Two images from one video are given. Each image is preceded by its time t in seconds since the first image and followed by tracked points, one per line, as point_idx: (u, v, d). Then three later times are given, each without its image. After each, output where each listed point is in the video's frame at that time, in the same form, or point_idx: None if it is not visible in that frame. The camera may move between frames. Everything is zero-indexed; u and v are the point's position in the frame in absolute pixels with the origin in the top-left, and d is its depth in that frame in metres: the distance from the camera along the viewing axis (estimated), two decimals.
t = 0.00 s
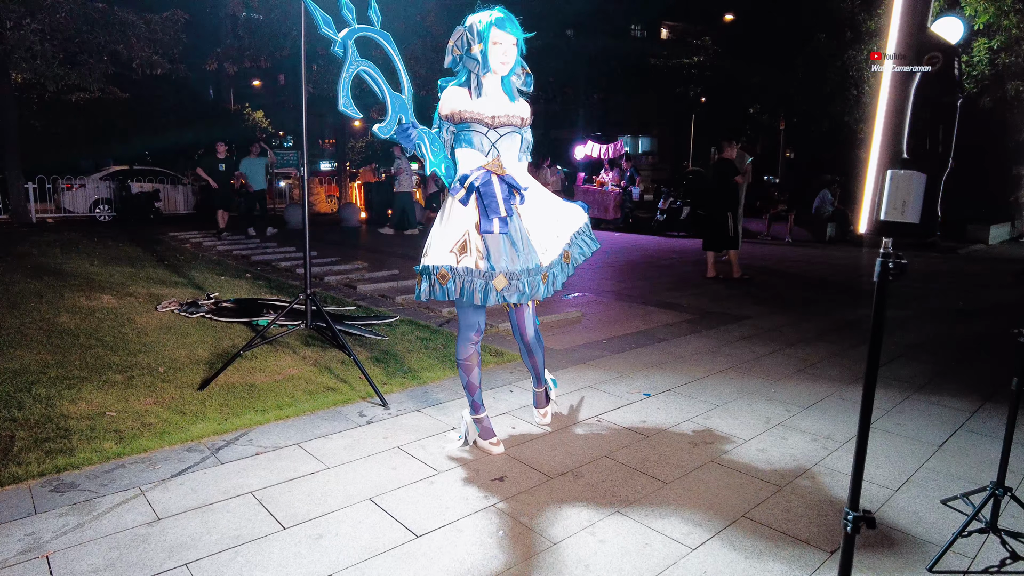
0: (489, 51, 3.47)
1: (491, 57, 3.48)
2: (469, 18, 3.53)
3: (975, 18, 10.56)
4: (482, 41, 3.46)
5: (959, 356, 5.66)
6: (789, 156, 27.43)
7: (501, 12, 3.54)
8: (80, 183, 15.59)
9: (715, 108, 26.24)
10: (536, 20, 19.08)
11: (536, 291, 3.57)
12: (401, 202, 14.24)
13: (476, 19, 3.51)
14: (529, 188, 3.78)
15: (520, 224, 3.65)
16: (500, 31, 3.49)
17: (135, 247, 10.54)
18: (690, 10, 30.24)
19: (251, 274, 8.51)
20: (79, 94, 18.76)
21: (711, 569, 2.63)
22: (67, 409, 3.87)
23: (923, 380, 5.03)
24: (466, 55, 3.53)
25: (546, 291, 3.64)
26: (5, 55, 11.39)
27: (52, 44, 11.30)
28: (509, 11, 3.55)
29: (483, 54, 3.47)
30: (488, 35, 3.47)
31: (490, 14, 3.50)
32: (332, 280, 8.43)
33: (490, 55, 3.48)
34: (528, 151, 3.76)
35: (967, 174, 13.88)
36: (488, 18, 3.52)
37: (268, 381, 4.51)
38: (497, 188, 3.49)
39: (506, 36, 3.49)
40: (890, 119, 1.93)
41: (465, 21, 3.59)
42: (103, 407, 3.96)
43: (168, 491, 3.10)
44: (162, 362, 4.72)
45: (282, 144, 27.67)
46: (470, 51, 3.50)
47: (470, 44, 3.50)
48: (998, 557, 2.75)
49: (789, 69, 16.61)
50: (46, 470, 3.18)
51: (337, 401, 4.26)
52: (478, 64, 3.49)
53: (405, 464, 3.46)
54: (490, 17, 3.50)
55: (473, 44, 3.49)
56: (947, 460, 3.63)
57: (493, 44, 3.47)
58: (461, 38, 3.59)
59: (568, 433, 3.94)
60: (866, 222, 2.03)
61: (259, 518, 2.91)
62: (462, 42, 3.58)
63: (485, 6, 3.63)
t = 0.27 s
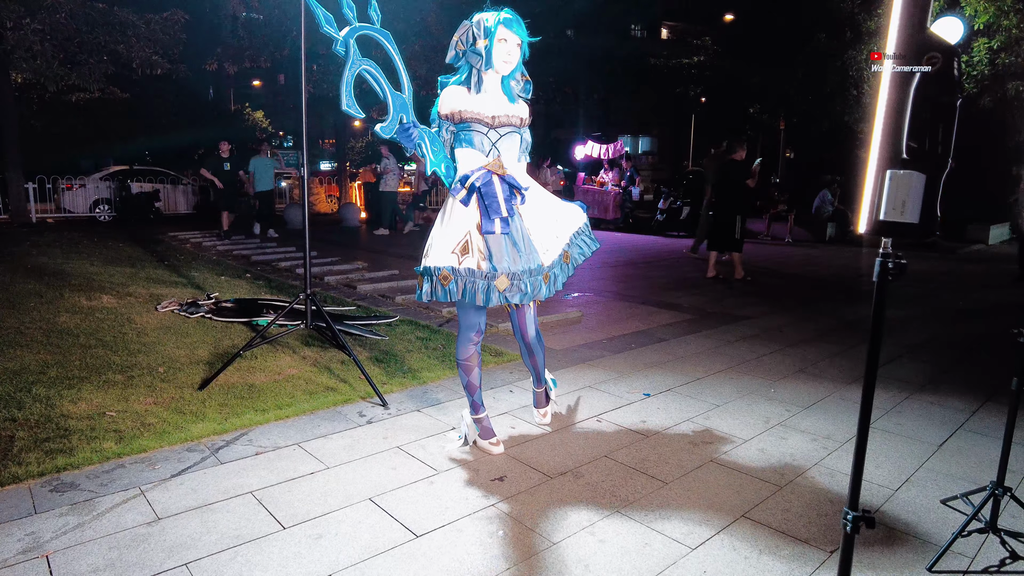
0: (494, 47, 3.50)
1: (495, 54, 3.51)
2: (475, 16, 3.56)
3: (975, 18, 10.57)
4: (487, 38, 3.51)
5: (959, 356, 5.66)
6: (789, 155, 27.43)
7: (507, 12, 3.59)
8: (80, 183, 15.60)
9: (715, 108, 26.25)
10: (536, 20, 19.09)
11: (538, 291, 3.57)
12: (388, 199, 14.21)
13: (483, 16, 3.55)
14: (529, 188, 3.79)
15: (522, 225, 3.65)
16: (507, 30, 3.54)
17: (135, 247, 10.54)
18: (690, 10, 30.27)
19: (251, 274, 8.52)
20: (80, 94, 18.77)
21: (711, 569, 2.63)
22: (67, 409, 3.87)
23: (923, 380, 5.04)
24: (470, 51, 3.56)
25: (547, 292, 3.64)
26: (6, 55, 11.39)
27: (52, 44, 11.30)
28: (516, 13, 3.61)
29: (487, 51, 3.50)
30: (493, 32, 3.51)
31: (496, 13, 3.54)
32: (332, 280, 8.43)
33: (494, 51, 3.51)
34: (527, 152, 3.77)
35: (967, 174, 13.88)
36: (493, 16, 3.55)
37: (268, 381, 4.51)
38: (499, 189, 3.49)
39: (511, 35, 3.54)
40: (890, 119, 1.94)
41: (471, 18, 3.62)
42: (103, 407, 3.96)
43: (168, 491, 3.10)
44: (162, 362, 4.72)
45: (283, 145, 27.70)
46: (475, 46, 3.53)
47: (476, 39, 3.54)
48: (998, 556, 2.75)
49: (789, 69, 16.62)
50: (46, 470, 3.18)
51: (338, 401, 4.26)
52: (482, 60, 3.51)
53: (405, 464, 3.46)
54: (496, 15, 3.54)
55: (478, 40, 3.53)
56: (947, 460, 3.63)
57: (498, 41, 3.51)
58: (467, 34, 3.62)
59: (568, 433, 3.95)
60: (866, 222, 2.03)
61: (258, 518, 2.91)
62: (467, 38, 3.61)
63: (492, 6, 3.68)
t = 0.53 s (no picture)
0: (498, 47, 3.50)
1: (498, 53, 3.50)
2: (481, 14, 3.57)
3: (975, 18, 10.57)
4: (492, 37, 3.51)
5: (959, 356, 5.66)
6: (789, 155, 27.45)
7: (512, 13, 3.60)
8: (80, 183, 15.61)
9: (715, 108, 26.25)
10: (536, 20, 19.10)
11: (539, 293, 3.57)
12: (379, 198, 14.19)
13: (489, 16, 3.55)
14: (530, 189, 3.80)
15: (523, 226, 3.65)
16: (511, 31, 3.55)
17: (135, 247, 10.54)
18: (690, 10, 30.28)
19: (251, 274, 8.52)
20: (80, 94, 18.77)
21: (711, 569, 2.63)
22: (67, 410, 3.87)
23: (924, 380, 5.04)
24: (473, 49, 3.56)
25: (548, 293, 3.64)
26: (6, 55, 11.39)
27: (52, 44, 11.29)
28: (521, 15, 3.61)
29: (490, 49, 3.50)
30: (498, 31, 3.51)
31: (501, 13, 3.55)
32: (332, 280, 8.44)
33: (497, 50, 3.51)
34: (528, 154, 3.77)
35: (967, 174, 13.88)
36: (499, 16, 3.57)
37: (268, 381, 4.51)
38: (500, 189, 3.49)
39: (516, 36, 3.55)
40: (891, 120, 1.93)
41: (476, 17, 3.63)
42: (103, 407, 3.96)
43: (168, 492, 3.10)
44: (162, 362, 4.73)
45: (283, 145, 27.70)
46: (478, 44, 3.53)
47: (480, 38, 3.54)
48: (998, 557, 2.75)
49: (789, 69, 16.62)
50: (46, 470, 3.19)
51: (338, 401, 4.26)
52: (485, 58, 3.50)
53: (405, 465, 3.46)
54: (501, 15, 3.55)
55: (482, 38, 3.54)
56: (947, 460, 3.64)
57: (502, 40, 3.52)
58: (471, 33, 3.62)
59: (568, 433, 3.94)
60: (867, 223, 2.03)
61: (259, 518, 2.91)
62: (470, 37, 3.61)
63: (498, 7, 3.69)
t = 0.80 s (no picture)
0: (500, 47, 3.50)
1: (500, 53, 3.51)
2: (483, 14, 3.57)
3: (975, 17, 10.57)
4: (494, 37, 3.51)
5: (960, 356, 5.66)
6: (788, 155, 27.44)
7: (515, 12, 3.59)
8: (80, 183, 15.61)
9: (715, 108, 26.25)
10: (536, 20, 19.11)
11: (540, 293, 3.57)
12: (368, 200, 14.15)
13: (491, 15, 3.55)
14: (531, 189, 3.79)
15: (524, 226, 3.64)
16: (513, 29, 3.54)
17: (135, 247, 10.55)
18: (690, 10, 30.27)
19: (251, 274, 8.53)
20: (80, 95, 18.78)
21: (712, 569, 2.63)
22: (68, 409, 3.87)
23: (925, 380, 5.04)
24: (476, 50, 3.56)
25: (549, 293, 3.64)
26: (6, 55, 11.39)
27: (53, 44, 11.30)
28: (523, 13, 3.61)
29: (493, 49, 3.50)
30: (500, 31, 3.51)
31: (504, 12, 3.55)
32: (332, 280, 8.44)
33: (500, 50, 3.51)
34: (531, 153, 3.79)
35: (968, 174, 13.86)
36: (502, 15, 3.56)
37: (268, 381, 4.51)
38: (502, 189, 3.48)
39: (518, 35, 3.55)
40: (892, 119, 1.94)
41: (478, 16, 3.63)
42: (103, 407, 3.96)
43: (169, 491, 3.10)
44: (162, 362, 4.73)
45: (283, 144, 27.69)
46: (481, 45, 3.53)
47: (482, 37, 3.54)
48: (999, 557, 2.74)
49: (789, 69, 16.63)
50: (46, 470, 3.18)
51: (338, 401, 4.26)
52: (487, 58, 3.51)
53: (406, 464, 3.46)
54: (504, 14, 3.54)
55: (485, 38, 3.53)
56: (947, 460, 3.64)
57: (504, 40, 3.52)
58: (473, 32, 3.62)
59: (568, 433, 3.95)
60: (868, 222, 2.04)
61: (259, 518, 2.91)
62: (473, 37, 3.61)
63: (501, 5, 3.68)
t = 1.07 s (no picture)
0: (495, 45, 3.52)
1: (495, 52, 3.52)
2: (480, 14, 3.58)
3: (976, 18, 10.57)
4: (488, 36, 3.53)
5: (961, 356, 5.66)
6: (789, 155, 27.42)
7: (511, 9, 3.59)
8: (80, 183, 15.60)
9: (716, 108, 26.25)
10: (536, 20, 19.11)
11: (541, 293, 3.57)
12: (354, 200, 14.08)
13: (488, 14, 3.57)
14: (533, 189, 3.79)
15: (525, 226, 3.64)
16: (508, 28, 3.53)
17: (135, 247, 10.55)
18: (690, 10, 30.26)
19: (251, 274, 8.52)
20: (80, 95, 18.78)
21: (713, 569, 2.63)
22: (69, 409, 3.87)
23: (925, 380, 5.03)
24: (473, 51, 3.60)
25: (550, 294, 3.64)
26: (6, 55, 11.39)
27: (53, 44, 11.29)
28: (520, 10, 3.59)
29: (487, 49, 3.53)
30: (494, 30, 3.52)
31: (499, 11, 3.55)
32: (332, 280, 8.44)
33: (494, 49, 3.52)
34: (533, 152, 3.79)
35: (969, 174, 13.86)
36: (498, 14, 3.57)
37: (269, 381, 4.51)
38: (503, 189, 3.48)
39: (513, 32, 3.54)
40: (894, 118, 1.94)
41: (475, 16, 3.64)
42: (104, 407, 3.96)
43: (170, 491, 3.10)
44: (163, 362, 4.73)
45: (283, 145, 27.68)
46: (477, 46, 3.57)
47: (477, 37, 3.57)
48: (1000, 557, 2.74)
49: (789, 70, 16.63)
50: (48, 470, 3.19)
51: (339, 401, 4.26)
52: (483, 59, 3.54)
53: (407, 464, 3.46)
54: (499, 13, 3.55)
55: (480, 38, 3.56)
56: (949, 460, 3.63)
57: (498, 39, 3.52)
58: (471, 33, 3.64)
59: (569, 433, 3.94)
60: (870, 222, 2.04)
61: (261, 518, 2.91)
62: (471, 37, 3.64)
63: (500, 4, 3.68)
